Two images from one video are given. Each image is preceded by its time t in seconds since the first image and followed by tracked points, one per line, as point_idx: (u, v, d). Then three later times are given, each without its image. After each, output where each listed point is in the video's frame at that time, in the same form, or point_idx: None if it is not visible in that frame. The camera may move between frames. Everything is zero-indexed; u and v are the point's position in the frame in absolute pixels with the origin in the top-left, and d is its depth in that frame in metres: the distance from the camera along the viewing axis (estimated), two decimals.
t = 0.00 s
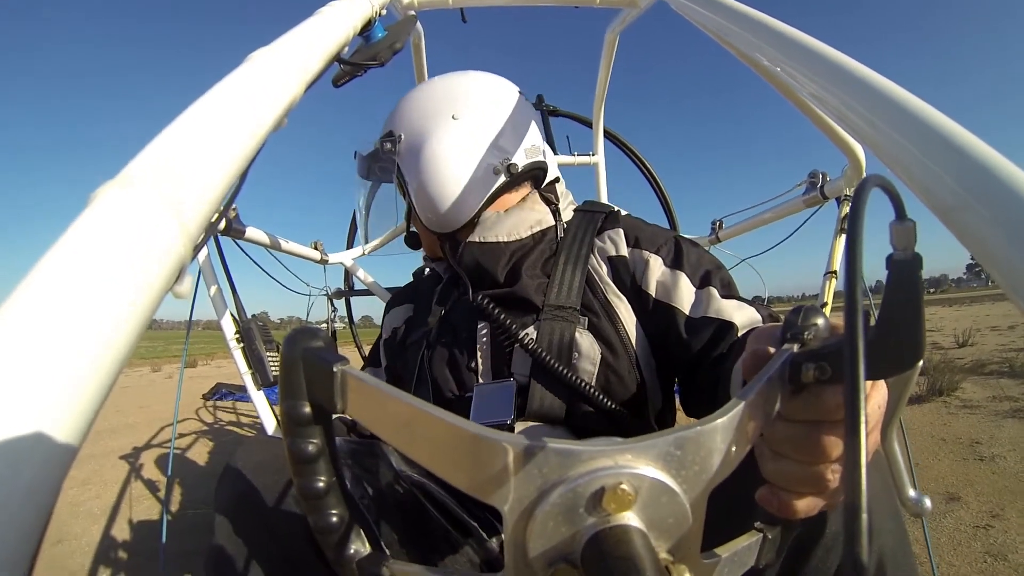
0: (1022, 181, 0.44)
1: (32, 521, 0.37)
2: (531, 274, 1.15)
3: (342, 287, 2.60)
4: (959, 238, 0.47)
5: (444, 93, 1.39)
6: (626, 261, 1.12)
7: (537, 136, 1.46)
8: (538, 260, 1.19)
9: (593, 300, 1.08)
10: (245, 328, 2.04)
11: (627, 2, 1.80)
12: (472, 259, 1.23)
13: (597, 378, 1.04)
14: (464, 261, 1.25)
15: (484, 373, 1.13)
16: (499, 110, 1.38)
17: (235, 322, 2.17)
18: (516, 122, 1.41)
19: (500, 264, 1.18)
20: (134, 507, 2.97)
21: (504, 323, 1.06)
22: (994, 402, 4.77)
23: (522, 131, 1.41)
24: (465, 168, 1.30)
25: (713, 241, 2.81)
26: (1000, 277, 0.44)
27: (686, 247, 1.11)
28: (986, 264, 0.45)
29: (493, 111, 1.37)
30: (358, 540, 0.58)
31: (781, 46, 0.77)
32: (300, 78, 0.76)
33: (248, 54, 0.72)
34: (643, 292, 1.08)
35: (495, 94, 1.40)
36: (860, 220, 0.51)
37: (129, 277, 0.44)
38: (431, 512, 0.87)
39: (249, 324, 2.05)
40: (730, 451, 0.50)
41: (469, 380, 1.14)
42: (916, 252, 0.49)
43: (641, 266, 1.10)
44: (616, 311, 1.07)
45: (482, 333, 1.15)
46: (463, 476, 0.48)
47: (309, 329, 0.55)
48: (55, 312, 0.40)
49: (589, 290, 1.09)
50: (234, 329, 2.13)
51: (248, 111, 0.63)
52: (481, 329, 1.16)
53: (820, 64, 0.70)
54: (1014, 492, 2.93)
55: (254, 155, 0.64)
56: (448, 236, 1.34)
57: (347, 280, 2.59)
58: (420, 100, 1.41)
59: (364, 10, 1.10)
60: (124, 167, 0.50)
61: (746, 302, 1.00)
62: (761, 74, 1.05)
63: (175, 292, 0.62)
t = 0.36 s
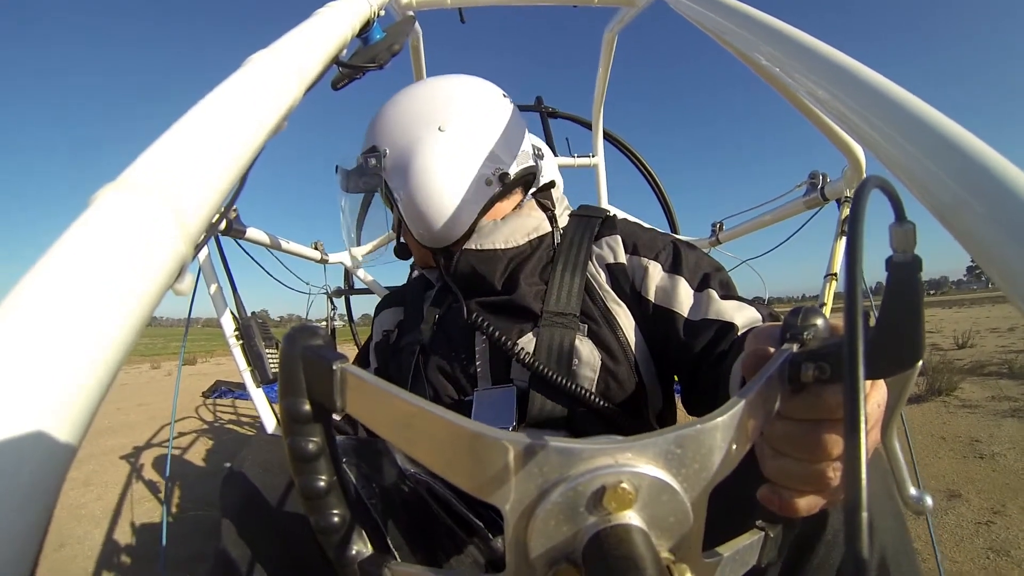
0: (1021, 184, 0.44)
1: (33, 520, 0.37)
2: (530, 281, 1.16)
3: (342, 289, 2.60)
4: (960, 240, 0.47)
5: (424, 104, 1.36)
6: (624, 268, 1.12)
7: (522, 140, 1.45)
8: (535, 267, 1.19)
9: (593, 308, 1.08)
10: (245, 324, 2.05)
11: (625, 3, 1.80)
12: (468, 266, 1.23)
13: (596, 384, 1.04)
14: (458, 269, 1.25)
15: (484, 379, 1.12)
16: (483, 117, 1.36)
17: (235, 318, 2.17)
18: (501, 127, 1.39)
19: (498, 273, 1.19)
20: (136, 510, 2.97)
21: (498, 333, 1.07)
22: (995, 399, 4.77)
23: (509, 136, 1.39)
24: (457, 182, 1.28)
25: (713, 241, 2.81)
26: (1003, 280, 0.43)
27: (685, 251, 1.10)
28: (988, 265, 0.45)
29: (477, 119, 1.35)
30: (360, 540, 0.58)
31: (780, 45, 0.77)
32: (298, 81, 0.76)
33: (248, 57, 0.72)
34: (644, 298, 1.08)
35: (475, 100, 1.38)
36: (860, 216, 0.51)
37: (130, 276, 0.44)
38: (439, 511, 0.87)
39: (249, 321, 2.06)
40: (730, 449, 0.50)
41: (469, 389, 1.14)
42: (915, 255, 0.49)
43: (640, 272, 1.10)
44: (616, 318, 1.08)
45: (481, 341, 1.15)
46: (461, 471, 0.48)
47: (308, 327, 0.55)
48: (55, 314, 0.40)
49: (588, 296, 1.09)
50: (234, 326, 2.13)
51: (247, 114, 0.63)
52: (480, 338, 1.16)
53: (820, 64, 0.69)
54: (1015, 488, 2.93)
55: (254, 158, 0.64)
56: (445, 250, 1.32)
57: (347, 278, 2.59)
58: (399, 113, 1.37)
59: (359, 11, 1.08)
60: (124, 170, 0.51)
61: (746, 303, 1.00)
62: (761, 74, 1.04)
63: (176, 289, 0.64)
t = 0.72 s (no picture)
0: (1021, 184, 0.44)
1: (33, 524, 0.37)
2: (519, 279, 1.16)
3: (343, 290, 2.60)
4: (960, 242, 0.47)
5: (408, 112, 1.37)
6: (613, 265, 1.12)
7: (509, 142, 1.43)
8: (524, 267, 1.19)
9: (583, 307, 1.08)
10: (244, 324, 2.04)
11: (626, 5, 1.80)
12: (457, 268, 1.24)
13: (590, 384, 1.04)
14: (448, 271, 1.25)
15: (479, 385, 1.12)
16: (466, 122, 1.36)
17: (235, 318, 2.17)
18: (485, 131, 1.38)
19: (486, 273, 1.19)
20: (136, 511, 2.97)
21: (488, 336, 1.08)
22: (994, 399, 4.77)
23: (493, 139, 1.38)
24: (441, 189, 1.28)
25: (713, 242, 2.81)
26: (1002, 282, 0.44)
27: (674, 246, 1.11)
28: (987, 267, 0.45)
29: (460, 125, 1.35)
30: (360, 541, 0.58)
31: (781, 49, 0.77)
32: (300, 82, 0.76)
33: (251, 59, 0.73)
34: (634, 296, 1.08)
35: (461, 105, 1.38)
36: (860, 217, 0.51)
37: (129, 275, 0.44)
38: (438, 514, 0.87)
39: (249, 321, 2.06)
40: (731, 449, 0.50)
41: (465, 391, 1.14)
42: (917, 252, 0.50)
43: (629, 270, 1.10)
44: (607, 315, 1.08)
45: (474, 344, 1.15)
46: (461, 471, 0.48)
47: (309, 326, 0.55)
48: (54, 314, 0.41)
49: (578, 294, 1.10)
50: (233, 325, 2.13)
51: (250, 115, 0.63)
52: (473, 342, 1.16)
53: (820, 67, 0.69)
54: (1014, 488, 2.92)
55: (255, 157, 0.65)
56: (433, 254, 1.32)
57: (347, 276, 2.60)
58: (385, 121, 1.38)
59: (361, 15, 1.09)
60: (124, 169, 0.51)
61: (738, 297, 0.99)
62: (762, 76, 1.04)
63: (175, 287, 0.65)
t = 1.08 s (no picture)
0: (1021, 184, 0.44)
1: (31, 529, 0.37)
2: (518, 280, 1.16)
3: (343, 292, 2.60)
4: (962, 243, 0.47)
5: (406, 113, 1.37)
6: (610, 265, 1.12)
7: (508, 143, 1.43)
8: (523, 268, 1.19)
9: (581, 307, 1.08)
10: (244, 324, 2.04)
11: (626, 5, 1.80)
12: (456, 268, 1.24)
13: (588, 384, 1.04)
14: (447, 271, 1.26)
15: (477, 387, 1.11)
16: (465, 122, 1.36)
17: (235, 319, 2.17)
18: (484, 131, 1.38)
19: (484, 273, 1.19)
20: (137, 513, 2.97)
21: (486, 336, 1.08)
22: (993, 397, 4.77)
23: (492, 140, 1.38)
24: (439, 189, 1.28)
25: (713, 242, 2.81)
26: (1003, 283, 0.43)
27: (671, 246, 1.10)
28: (989, 269, 0.45)
29: (458, 125, 1.35)
30: (360, 543, 0.58)
31: (781, 49, 0.77)
32: (298, 81, 0.76)
33: (249, 58, 0.73)
34: (631, 296, 1.07)
35: (462, 109, 1.38)
36: (856, 219, 0.51)
37: (130, 276, 0.44)
38: (439, 518, 0.87)
39: (249, 321, 2.06)
40: (732, 449, 0.50)
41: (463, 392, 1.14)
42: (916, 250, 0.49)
43: (627, 271, 1.10)
44: (605, 316, 1.08)
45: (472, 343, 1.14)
46: (461, 473, 0.48)
47: (308, 327, 0.55)
48: (56, 317, 0.40)
49: (575, 295, 1.09)
50: (234, 326, 2.13)
51: (249, 114, 0.63)
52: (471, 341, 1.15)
53: (821, 67, 0.69)
54: (1011, 485, 2.93)
55: (254, 156, 0.64)
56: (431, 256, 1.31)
57: (347, 277, 2.60)
58: (384, 123, 1.38)
59: (360, 14, 1.09)
60: (123, 168, 0.50)
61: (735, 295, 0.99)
62: (762, 76, 1.04)
63: (175, 286, 0.64)
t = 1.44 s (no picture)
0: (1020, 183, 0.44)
1: (31, 529, 0.37)
2: (512, 280, 1.16)
3: (343, 292, 2.60)
4: (961, 241, 0.47)
5: (400, 117, 1.37)
6: (603, 262, 1.13)
7: (503, 145, 1.42)
8: (517, 267, 1.19)
9: (574, 306, 1.09)
10: (244, 324, 2.04)
11: (625, 5, 1.80)
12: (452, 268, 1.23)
13: (583, 380, 1.04)
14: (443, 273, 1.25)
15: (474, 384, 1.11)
16: (458, 124, 1.36)
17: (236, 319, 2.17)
18: (478, 134, 1.38)
19: (478, 272, 1.19)
20: (139, 515, 2.96)
21: (482, 335, 1.07)
22: (987, 393, 4.78)
23: (486, 142, 1.37)
24: (431, 191, 1.28)
25: (713, 242, 2.81)
26: (1001, 281, 0.44)
27: (665, 242, 1.10)
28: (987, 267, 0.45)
29: (452, 127, 1.35)
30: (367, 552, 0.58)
31: (781, 48, 0.77)
32: (298, 81, 0.76)
33: (249, 58, 0.73)
34: (625, 292, 1.07)
35: (457, 111, 1.38)
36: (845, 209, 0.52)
37: (130, 276, 0.44)
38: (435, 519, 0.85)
39: (249, 321, 2.05)
40: (731, 441, 0.50)
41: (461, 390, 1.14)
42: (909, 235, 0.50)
43: (620, 267, 1.10)
44: (598, 314, 1.08)
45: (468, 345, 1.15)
46: (458, 472, 0.48)
47: (303, 342, 0.55)
48: (56, 317, 0.40)
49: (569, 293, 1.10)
50: (234, 326, 2.13)
51: (249, 112, 0.63)
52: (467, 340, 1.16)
53: (821, 66, 0.69)
54: (996, 478, 2.95)
55: (254, 157, 0.64)
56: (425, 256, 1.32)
57: (347, 278, 2.60)
58: (380, 126, 1.38)
59: (360, 14, 1.09)
60: (123, 168, 0.50)
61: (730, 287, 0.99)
62: (763, 77, 1.05)
63: (175, 286, 0.64)
